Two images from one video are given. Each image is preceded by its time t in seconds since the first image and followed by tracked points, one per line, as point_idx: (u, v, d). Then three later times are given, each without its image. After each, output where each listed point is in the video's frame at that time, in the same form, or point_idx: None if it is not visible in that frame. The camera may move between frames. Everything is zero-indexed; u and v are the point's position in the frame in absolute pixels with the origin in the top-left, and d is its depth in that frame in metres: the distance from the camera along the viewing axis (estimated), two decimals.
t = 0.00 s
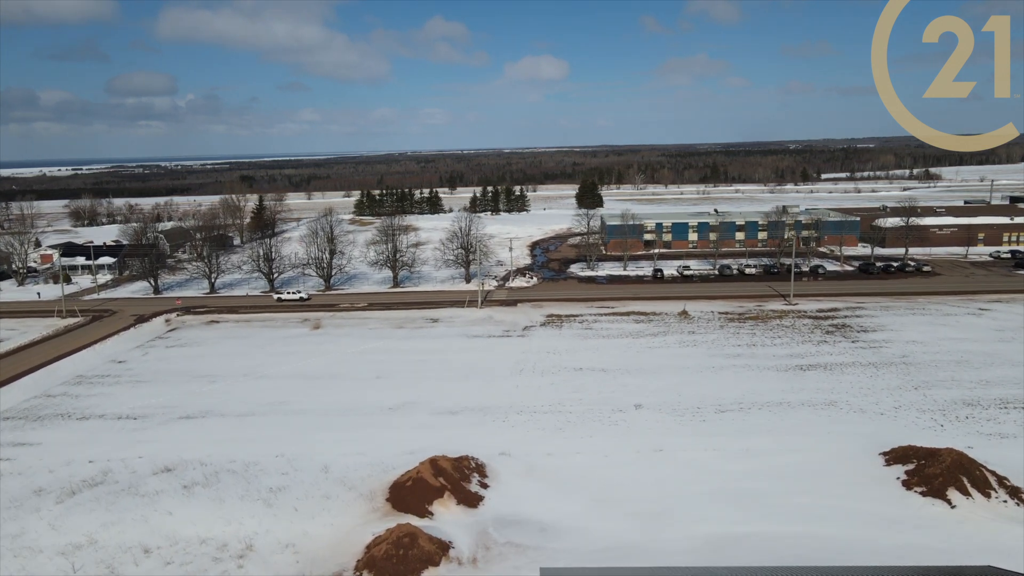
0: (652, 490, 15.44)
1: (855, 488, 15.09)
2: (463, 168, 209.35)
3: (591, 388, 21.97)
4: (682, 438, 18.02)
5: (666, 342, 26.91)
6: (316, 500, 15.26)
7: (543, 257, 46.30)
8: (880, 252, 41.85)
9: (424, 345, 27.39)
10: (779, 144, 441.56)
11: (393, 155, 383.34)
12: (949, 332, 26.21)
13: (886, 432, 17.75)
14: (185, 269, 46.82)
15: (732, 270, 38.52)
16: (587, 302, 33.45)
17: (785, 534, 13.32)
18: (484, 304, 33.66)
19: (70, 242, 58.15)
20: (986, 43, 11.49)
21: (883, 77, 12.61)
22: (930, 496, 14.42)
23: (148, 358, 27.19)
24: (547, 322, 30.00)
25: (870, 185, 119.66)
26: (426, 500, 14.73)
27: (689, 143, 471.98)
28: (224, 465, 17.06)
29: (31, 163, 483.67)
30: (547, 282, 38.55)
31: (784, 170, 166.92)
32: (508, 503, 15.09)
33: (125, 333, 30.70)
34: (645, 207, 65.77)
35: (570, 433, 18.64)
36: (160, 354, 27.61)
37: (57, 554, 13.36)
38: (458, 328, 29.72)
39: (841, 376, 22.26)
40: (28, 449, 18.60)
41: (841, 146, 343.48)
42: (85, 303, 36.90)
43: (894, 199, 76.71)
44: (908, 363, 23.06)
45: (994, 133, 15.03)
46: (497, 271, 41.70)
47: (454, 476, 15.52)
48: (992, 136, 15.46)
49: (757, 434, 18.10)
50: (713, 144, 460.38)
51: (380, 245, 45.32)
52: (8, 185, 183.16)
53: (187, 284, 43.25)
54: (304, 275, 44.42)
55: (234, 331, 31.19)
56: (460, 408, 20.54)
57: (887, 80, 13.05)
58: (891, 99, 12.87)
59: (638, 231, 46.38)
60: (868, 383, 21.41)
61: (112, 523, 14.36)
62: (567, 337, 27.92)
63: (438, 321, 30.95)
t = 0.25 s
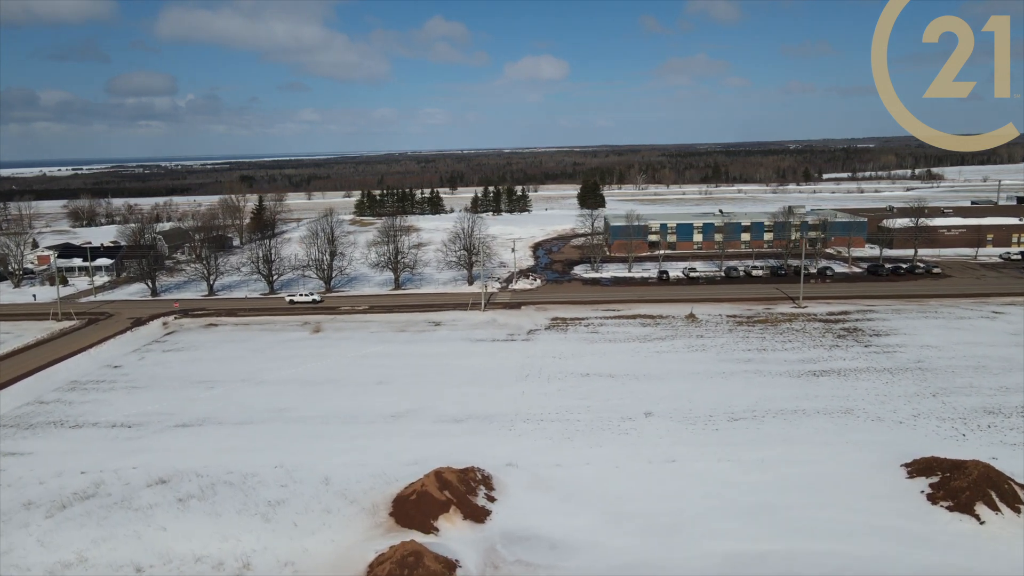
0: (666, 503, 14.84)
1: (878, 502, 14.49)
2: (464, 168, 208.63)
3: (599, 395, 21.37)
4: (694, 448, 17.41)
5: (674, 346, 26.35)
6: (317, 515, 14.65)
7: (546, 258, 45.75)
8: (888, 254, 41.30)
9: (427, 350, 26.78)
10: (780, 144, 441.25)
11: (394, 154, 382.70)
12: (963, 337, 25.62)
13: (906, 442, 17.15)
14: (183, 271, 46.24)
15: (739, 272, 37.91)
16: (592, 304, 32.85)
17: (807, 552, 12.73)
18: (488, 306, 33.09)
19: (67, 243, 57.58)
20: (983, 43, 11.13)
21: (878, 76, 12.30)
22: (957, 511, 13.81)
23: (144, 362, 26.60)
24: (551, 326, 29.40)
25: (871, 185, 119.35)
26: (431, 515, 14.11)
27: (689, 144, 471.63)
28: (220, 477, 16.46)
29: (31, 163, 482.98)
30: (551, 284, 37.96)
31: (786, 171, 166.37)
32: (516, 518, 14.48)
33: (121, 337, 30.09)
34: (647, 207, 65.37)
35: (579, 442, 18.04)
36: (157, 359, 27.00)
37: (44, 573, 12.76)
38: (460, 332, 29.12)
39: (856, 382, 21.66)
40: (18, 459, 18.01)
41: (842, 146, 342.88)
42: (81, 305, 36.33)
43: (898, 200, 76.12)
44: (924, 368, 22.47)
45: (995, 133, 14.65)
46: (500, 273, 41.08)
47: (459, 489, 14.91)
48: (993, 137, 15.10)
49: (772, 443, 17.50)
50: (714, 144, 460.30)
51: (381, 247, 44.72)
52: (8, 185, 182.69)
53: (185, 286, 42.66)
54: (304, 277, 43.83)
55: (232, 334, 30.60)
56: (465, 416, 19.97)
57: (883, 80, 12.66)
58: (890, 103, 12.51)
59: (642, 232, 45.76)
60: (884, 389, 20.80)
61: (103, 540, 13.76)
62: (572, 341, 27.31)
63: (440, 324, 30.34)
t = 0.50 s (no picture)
0: (681, 519, 14.18)
1: (904, 518, 13.84)
2: (464, 168, 207.88)
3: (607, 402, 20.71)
4: (708, 459, 16.75)
5: (683, 351, 25.72)
6: (317, 531, 14.01)
7: (549, 260, 45.15)
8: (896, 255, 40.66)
9: (429, 354, 26.14)
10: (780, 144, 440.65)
11: (394, 155, 382.00)
12: (979, 341, 24.98)
13: (929, 453, 16.50)
14: (181, 272, 45.60)
15: (746, 273, 37.26)
16: (597, 308, 32.19)
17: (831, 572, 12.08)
18: (491, 309, 32.47)
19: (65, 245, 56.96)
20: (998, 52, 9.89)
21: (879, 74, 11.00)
22: (988, 528, 13.14)
23: (139, 367, 25.98)
24: (556, 330, 28.75)
25: (874, 185, 118.82)
26: (436, 532, 13.47)
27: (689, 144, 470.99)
28: (216, 490, 15.83)
29: (30, 163, 482.21)
30: (554, 286, 37.31)
31: (787, 171, 165.78)
32: (525, 535, 13.84)
33: (117, 341, 29.45)
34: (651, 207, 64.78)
35: (588, 452, 17.40)
36: (152, 364, 26.36)
37: None
38: (463, 336, 28.48)
39: (872, 388, 21.02)
40: (7, 470, 17.38)
41: (843, 146, 342.28)
42: (77, 308, 35.71)
43: (903, 200, 75.46)
44: (941, 374, 21.84)
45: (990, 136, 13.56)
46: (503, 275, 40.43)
47: (465, 504, 14.27)
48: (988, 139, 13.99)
49: (789, 453, 16.85)
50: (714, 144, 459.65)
51: (382, 248, 44.08)
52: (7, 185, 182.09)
53: (183, 288, 42.05)
54: (304, 279, 43.20)
55: (230, 338, 29.99)
56: (469, 425, 19.34)
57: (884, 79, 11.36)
58: (890, 105, 11.26)
59: (647, 233, 45.09)
60: (902, 396, 20.15)
61: (93, 558, 13.13)
62: (578, 346, 26.67)
63: (443, 328, 29.71)
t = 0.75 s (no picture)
0: (699, 537, 13.53)
1: (933, 536, 13.19)
2: (465, 168, 207.17)
3: (616, 410, 20.07)
4: (724, 472, 16.10)
5: (692, 356, 25.08)
6: (317, 549, 13.36)
7: (553, 261, 44.54)
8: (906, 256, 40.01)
9: (432, 359, 25.51)
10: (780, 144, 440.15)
11: (394, 155, 381.32)
12: (997, 346, 24.34)
13: (954, 466, 15.86)
14: (179, 274, 44.99)
15: (753, 275, 36.63)
16: (603, 311, 31.57)
17: None
18: (495, 312, 31.83)
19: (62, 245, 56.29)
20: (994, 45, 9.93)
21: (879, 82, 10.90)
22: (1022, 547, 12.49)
23: (135, 373, 25.31)
24: (562, 334, 28.13)
25: (876, 185, 118.10)
26: (442, 551, 12.80)
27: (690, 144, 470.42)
28: (211, 504, 15.17)
29: (30, 163, 481.29)
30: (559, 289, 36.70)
31: (789, 171, 165.21)
32: (535, 553, 13.17)
33: (112, 345, 28.82)
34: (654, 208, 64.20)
35: (598, 464, 16.74)
36: (148, 369, 25.72)
37: None
38: (466, 340, 27.84)
39: (889, 395, 20.37)
40: None
41: (842, 146, 342.21)
42: (72, 311, 35.03)
43: (908, 200, 74.80)
44: (960, 381, 21.20)
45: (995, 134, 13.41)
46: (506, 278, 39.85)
47: (472, 521, 13.61)
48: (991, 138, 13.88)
49: (808, 466, 16.20)
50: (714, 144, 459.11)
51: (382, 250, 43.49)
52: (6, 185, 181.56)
53: (181, 290, 41.39)
54: (303, 281, 42.60)
55: (228, 342, 29.33)
56: (475, 434, 18.68)
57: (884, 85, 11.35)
58: (891, 106, 11.20)
59: (652, 234, 44.48)
60: (921, 404, 19.50)
61: None
62: (584, 350, 26.03)
63: (446, 332, 29.07)
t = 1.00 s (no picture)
0: (718, 553, 12.89)
1: (964, 554, 12.55)
2: (466, 168, 206.57)
3: (626, 418, 19.43)
4: (741, 484, 15.46)
5: (702, 361, 24.46)
6: (317, 568, 12.71)
7: (556, 263, 43.95)
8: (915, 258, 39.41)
9: (435, 364, 24.88)
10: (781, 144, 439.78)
11: (394, 155, 380.76)
12: (1015, 351, 23.71)
13: (980, 478, 15.23)
14: (177, 276, 44.38)
15: (761, 277, 36.03)
16: (609, 314, 30.96)
17: None
18: (499, 315, 31.21)
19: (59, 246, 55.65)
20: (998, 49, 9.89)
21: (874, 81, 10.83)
22: None
23: (130, 378, 24.69)
24: (568, 338, 27.52)
25: (879, 185, 117.51)
26: (448, 571, 12.11)
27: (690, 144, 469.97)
28: (207, 520, 14.53)
29: (29, 163, 480.32)
30: (563, 291, 36.10)
31: (790, 171, 164.67)
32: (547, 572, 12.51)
33: (108, 349, 28.19)
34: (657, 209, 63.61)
35: (610, 475, 16.11)
36: (144, 374, 25.09)
37: None
38: (470, 345, 27.22)
39: (908, 402, 19.74)
40: None
41: (842, 146, 341.85)
42: (68, 314, 34.43)
43: (912, 201, 74.18)
44: (980, 387, 20.57)
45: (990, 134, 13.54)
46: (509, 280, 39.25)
47: (480, 538, 12.92)
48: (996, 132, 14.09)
49: (828, 479, 15.57)
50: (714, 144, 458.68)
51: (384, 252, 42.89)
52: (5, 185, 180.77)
53: (179, 292, 40.77)
54: (303, 283, 42.00)
55: (227, 346, 28.70)
56: (480, 445, 18.04)
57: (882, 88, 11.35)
58: (887, 106, 11.07)
59: (657, 235, 43.89)
60: (942, 412, 18.87)
61: None
62: (591, 355, 25.42)
63: (449, 336, 28.45)
